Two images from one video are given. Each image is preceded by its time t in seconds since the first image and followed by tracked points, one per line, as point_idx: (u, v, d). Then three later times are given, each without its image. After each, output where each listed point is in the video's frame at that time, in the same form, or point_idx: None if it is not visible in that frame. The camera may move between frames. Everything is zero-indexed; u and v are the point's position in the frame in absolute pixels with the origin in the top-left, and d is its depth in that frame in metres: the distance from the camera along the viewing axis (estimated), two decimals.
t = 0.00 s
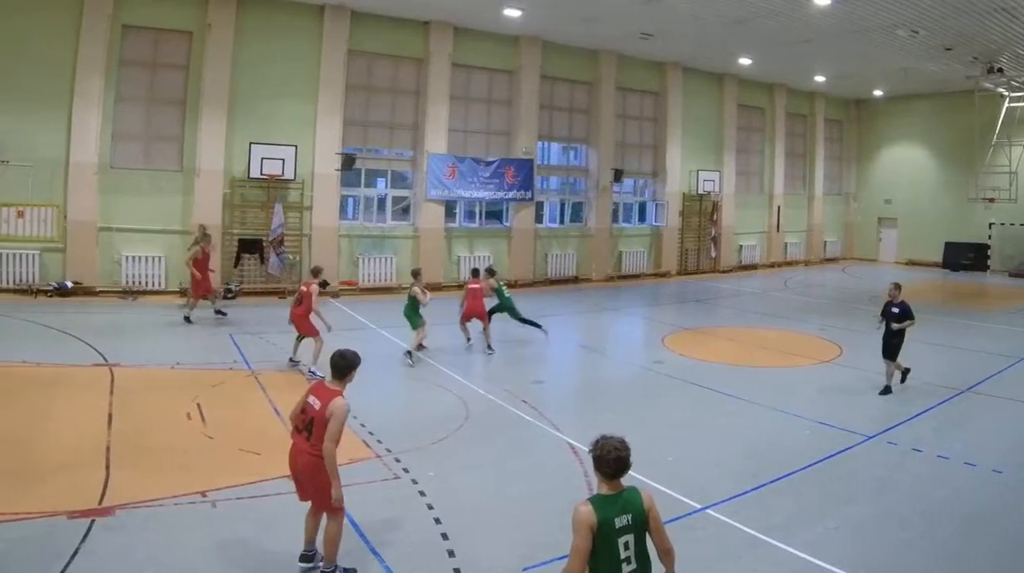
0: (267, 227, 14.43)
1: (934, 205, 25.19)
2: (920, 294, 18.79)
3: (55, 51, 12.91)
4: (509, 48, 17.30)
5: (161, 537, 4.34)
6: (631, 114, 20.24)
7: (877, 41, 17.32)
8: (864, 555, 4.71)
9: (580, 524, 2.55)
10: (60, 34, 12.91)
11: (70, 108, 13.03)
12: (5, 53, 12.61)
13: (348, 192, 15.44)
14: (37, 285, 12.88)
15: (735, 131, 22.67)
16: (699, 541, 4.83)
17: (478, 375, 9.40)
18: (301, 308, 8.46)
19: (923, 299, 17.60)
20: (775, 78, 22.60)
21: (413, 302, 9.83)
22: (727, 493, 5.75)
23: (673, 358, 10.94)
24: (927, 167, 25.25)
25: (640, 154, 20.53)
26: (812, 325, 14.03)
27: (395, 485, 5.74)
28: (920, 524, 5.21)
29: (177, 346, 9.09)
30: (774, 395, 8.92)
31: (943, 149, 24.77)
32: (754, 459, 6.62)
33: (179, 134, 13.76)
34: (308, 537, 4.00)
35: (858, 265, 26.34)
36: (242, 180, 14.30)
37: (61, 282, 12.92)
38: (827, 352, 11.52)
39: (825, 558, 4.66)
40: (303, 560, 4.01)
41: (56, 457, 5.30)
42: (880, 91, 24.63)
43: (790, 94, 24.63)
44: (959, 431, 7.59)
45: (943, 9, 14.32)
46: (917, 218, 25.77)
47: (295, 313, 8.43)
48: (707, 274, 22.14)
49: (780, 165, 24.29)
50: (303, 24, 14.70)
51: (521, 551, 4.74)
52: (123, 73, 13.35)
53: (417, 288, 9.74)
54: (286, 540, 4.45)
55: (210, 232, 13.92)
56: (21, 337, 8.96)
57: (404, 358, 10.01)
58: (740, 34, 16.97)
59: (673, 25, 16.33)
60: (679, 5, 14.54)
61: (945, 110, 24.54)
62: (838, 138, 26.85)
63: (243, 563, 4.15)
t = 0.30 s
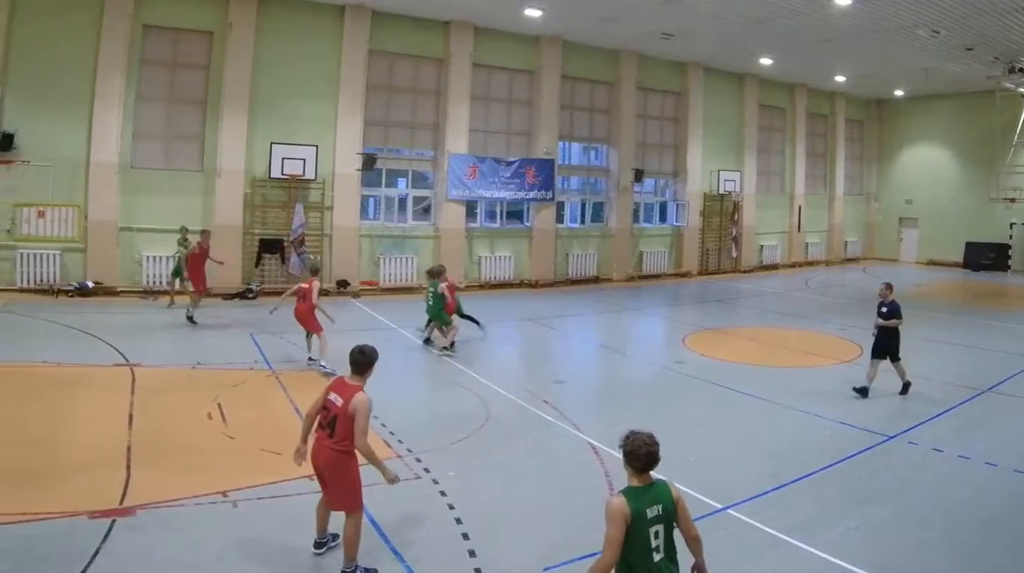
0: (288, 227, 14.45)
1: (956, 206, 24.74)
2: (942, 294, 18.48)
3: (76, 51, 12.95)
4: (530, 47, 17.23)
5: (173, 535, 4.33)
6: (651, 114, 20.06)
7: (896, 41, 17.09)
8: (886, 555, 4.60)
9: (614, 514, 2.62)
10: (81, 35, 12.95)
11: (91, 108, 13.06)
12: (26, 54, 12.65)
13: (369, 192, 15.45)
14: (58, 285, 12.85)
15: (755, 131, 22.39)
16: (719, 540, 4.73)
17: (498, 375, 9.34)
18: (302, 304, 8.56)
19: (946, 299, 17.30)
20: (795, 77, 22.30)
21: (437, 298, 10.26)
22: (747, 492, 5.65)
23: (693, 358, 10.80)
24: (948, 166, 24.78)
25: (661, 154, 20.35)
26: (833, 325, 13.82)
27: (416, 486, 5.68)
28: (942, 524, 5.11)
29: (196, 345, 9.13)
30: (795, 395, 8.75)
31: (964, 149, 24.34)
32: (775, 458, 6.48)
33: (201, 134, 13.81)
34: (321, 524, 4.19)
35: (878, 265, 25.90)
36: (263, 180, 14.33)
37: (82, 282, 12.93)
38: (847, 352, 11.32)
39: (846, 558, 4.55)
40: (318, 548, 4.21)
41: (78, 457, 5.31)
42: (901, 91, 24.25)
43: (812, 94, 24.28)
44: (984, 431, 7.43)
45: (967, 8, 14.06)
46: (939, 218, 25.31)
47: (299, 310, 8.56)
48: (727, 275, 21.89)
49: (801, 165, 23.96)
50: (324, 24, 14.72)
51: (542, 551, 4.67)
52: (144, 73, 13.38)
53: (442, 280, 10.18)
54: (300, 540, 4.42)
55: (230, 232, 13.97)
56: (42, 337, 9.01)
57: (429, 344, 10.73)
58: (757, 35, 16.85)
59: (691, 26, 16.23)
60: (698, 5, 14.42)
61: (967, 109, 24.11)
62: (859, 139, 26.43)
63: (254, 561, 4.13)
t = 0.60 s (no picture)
0: (310, 227, 14.43)
1: (980, 205, 24.28)
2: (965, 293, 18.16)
3: (98, 52, 13.01)
4: (552, 47, 17.14)
5: (191, 534, 4.33)
6: (673, 114, 19.85)
7: (918, 41, 16.87)
8: (908, 555, 4.53)
9: (664, 491, 2.79)
10: (103, 36, 13.00)
11: (114, 108, 13.11)
12: (49, 56, 12.72)
13: (391, 192, 15.44)
14: (81, 285, 12.93)
15: (777, 130, 22.09)
16: (741, 541, 4.65)
17: (519, 375, 9.26)
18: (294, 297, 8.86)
19: (971, 299, 17.00)
20: (817, 77, 21.98)
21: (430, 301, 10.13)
22: (768, 491, 5.55)
23: (714, 358, 10.65)
24: (972, 166, 24.33)
25: (683, 155, 20.14)
26: (855, 325, 13.60)
27: (438, 485, 5.60)
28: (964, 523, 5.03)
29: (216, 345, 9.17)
30: (816, 395, 8.59)
31: (988, 149, 23.91)
32: (796, 457, 6.37)
33: (223, 134, 13.84)
34: (337, 523, 4.16)
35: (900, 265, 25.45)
36: (284, 179, 14.34)
37: (104, 282, 12.99)
38: (865, 352, 11.15)
39: (869, 558, 4.48)
40: (336, 546, 4.20)
41: (101, 458, 5.32)
42: (923, 90, 23.86)
43: (833, 94, 23.91)
44: (1009, 431, 7.29)
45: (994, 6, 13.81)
46: (963, 218, 24.85)
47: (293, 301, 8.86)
48: (750, 274, 21.63)
49: (823, 165, 23.60)
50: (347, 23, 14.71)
51: (562, 551, 4.61)
52: (166, 72, 13.42)
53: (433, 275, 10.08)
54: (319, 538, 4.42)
55: (250, 232, 13.93)
56: (63, 338, 9.08)
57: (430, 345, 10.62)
58: (777, 35, 16.69)
59: (710, 27, 16.12)
60: (720, 5, 14.30)
61: (992, 108, 23.67)
62: (880, 139, 26.00)
63: (272, 556, 4.15)
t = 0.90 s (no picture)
0: (332, 227, 14.45)
1: (1003, 205, 23.77)
2: (988, 294, 17.83)
3: (119, 53, 13.04)
4: (575, 46, 17.06)
5: (212, 533, 4.34)
6: (695, 115, 19.63)
7: (940, 41, 16.62)
8: (929, 556, 4.49)
9: (686, 483, 2.92)
10: (124, 37, 13.04)
11: (136, 109, 13.13)
12: (71, 59, 12.76)
13: (413, 192, 15.44)
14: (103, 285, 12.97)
15: (800, 130, 21.79)
16: (763, 541, 4.61)
17: (541, 375, 9.19)
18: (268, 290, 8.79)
19: (996, 299, 16.67)
20: (839, 77, 21.67)
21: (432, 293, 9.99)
22: (791, 490, 5.51)
23: (736, 358, 10.48)
24: (995, 166, 23.86)
25: (705, 155, 19.92)
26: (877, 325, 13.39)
27: (461, 485, 5.53)
28: (989, 524, 4.97)
29: (235, 345, 9.21)
30: (840, 395, 8.44)
31: (1011, 148, 23.42)
32: (816, 457, 6.30)
33: (244, 135, 13.84)
34: (359, 520, 4.24)
35: (923, 265, 24.96)
36: (306, 180, 14.34)
37: (126, 282, 13.04)
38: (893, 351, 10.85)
39: (891, 558, 4.44)
40: (358, 542, 4.27)
41: (124, 458, 5.34)
42: (945, 90, 23.46)
43: (855, 93, 23.54)
44: None
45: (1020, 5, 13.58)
46: (986, 218, 24.35)
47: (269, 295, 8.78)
48: (772, 275, 21.35)
49: (845, 165, 23.24)
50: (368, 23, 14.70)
51: (584, 551, 4.55)
52: (188, 73, 13.45)
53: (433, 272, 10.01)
54: (337, 536, 4.43)
55: (272, 232, 13.95)
56: (85, 339, 9.15)
57: (441, 345, 10.55)
58: (798, 35, 16.53)
59: (730, 27, 16.00)
60: (741, 6, 14.20)
61: (1017, 107, 23.20)
62: (902, 139, 25.57)
63: (291, 553, 4.18)
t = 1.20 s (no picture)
0: (355, 227, 14.45)
1: None
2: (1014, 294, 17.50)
3: (140, 52, 13.04)
4: (597, 46, 16.94)
5: (235, 532, 4.33)
6: (717, 114, 19.40)
7: (965, 40, 16.41)
8: (948, 554, 4.47)
9: (700, 472, 3.05)
10: (146, 36, 13.03)
11: (157, 107, 13.12)
12: (93, 61, 12.79)
13: (436, 192, 15.42)
14: (125, 285, 13.01)
15: (822, 131, 21.48)
16: (784, 542, 4.59)
17: (562, 375, 9.11)
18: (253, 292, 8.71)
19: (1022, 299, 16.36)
20: (861, 77, 21.37)
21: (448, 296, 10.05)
22: (813, 490, 5.47)
23: (758, 358, 10.29)
24: (1017, 166, 23.44)
25: (727, 155, 19.67)
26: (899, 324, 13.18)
27: (483, 486, 5.47)
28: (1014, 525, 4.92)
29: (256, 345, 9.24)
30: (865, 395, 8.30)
31: None
32: (835, 456, 6.24)
33: (266, 134, 13.80)
34: (378, 508, 4.33)
35: (947, 265, 24.48)
36: (329, 180, 14.31)
37: (149, 282, 13.06)
38: (915, 351, 10.65)
39: (912, 557, 4.42)
40: (378, 529, 4.35)
41: (147, 458, 5.35)
42: (967, 90, 23.09)
43: (877, 92, 23.18)
44: None
45: None
46: (1010, 218, 23.83)
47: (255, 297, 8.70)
48: (794, 275, 21.07)
49: (867, 165, 22.89)
50: (390, 21, 14.65)
51: (606, 551, 4.50)
52: (210, 72, 13.44)
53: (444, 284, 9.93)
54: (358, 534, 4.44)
55: (294, 232, 13.92)
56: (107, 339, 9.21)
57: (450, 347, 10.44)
58: (819, 36, 16.39)
59: (750, 27, 15.89)
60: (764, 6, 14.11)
61: None
62: (924, 139, 25.16)
63: (315, 550, 4.21)
